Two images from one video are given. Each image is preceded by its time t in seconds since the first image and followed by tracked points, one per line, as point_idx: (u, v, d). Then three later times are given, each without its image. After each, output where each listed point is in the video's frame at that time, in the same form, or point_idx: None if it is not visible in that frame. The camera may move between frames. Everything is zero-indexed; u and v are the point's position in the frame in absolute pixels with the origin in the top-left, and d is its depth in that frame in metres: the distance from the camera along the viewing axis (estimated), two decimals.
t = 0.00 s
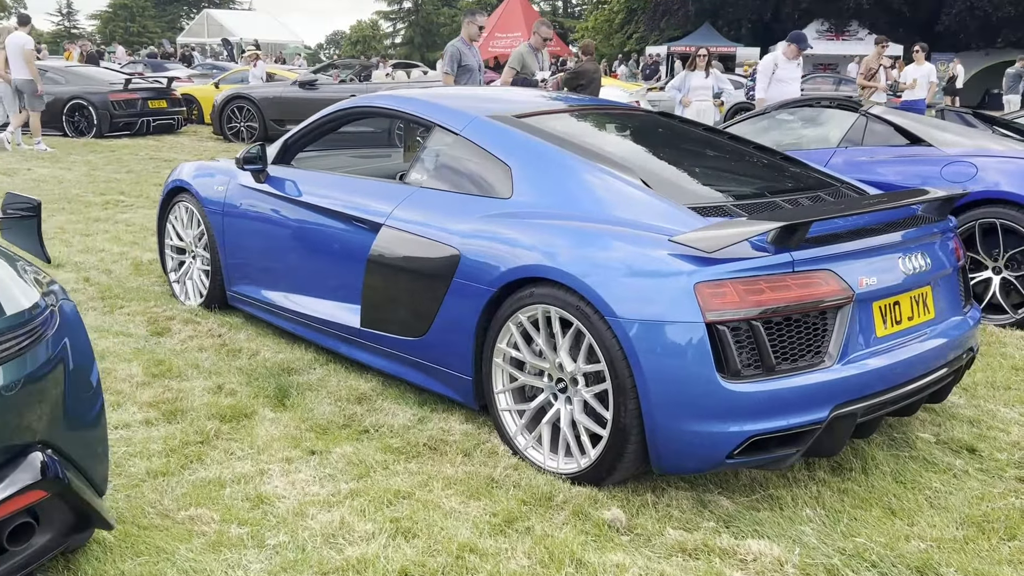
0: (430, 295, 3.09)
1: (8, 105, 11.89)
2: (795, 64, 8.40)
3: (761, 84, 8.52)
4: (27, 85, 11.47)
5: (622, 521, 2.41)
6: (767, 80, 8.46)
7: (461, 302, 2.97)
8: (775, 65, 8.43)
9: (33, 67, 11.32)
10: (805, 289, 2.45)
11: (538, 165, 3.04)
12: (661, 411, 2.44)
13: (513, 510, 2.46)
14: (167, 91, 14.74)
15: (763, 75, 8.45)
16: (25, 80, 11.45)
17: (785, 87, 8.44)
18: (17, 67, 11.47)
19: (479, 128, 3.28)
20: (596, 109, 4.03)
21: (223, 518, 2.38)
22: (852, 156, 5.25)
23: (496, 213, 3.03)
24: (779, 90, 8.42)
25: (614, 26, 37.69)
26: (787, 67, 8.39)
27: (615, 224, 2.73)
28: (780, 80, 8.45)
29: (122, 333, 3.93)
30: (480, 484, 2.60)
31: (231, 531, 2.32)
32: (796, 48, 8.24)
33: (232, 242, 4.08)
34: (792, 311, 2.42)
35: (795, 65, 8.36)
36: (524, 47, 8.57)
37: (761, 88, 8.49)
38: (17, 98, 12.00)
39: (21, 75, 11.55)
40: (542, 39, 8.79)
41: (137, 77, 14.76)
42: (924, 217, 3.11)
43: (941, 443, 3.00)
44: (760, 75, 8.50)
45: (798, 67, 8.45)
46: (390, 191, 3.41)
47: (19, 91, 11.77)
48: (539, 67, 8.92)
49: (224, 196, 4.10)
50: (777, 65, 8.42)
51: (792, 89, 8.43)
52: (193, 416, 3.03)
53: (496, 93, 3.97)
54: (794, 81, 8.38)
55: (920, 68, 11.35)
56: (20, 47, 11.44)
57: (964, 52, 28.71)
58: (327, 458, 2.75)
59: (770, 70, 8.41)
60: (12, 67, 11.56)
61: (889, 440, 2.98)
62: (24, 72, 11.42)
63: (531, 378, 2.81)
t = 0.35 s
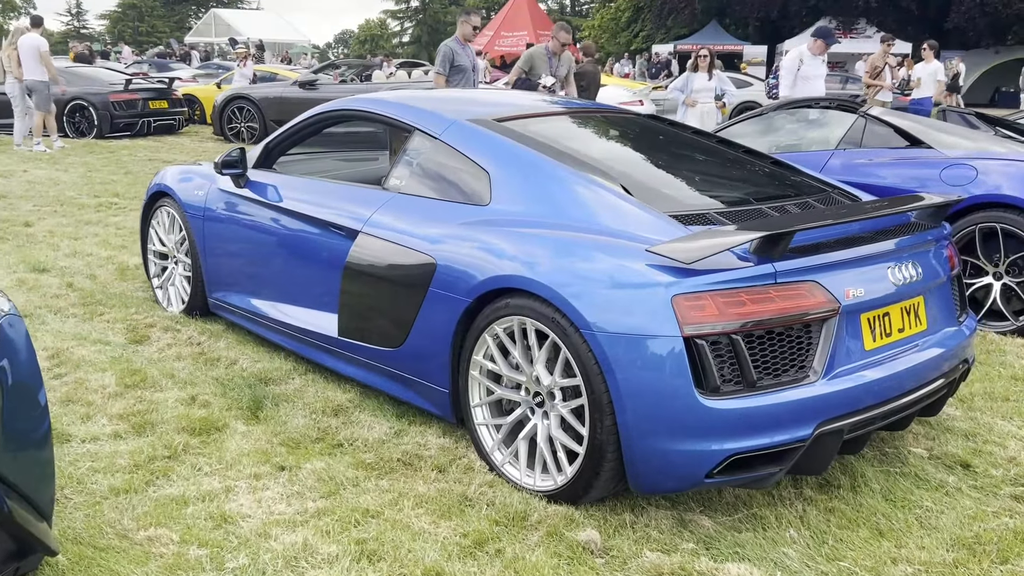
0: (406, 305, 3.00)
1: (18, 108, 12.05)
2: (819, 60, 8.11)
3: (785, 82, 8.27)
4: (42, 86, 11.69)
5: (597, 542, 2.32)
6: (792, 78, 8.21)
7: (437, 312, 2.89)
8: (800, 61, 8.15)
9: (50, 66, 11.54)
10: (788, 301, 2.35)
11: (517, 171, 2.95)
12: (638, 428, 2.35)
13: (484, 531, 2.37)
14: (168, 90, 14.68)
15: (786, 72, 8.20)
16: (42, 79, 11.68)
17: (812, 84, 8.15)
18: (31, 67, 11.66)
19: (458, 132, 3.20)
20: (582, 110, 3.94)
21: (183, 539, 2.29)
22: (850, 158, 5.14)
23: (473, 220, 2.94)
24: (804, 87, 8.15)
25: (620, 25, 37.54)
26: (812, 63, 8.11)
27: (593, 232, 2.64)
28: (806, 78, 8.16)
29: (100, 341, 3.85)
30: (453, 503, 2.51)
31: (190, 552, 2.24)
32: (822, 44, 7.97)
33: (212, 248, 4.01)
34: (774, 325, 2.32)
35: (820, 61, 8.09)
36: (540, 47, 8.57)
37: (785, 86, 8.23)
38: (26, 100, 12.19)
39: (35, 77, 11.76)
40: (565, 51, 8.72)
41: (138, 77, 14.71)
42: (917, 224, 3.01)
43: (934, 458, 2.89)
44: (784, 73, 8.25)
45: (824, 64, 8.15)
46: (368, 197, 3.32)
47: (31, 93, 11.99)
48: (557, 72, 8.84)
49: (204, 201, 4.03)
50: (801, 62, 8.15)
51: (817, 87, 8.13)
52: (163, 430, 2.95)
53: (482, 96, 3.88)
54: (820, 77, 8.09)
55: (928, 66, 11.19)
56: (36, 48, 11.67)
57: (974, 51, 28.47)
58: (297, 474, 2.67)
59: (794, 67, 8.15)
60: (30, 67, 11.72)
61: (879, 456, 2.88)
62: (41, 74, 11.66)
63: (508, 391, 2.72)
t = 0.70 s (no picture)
0: (388, 308, 2.93)
1: (28, 107, 12.09)
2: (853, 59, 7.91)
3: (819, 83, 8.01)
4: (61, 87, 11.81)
5: (576, 555, 2.25)
6: (828, 78, 7.96)
7: (418, 315, 2.82)
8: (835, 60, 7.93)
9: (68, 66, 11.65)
10: (774, 305, 2.27)
11: (500, 170, 2.88)
12: (619, 437, 2.28)
13: (460, 542, 2.30)
14: (174, 87, 14.63)
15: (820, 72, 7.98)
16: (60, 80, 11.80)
17: (847, 84, 7.92)
18: (51, 68, 11.79)
19: (442, 131, 3.13)
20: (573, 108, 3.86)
21: (150, 548, 2.24)
22: (852, 156, 5.05)
23: (455, 222, 2.87)
24: (840, 87, 7.91)
25: (630, 23, 37.39)
26: (847, 63, 7.90)
27: (576, 234, 2.57)
28: (841, 78, 7.95)
29: (85, 344, 3.80)
30: (430, 513, 2.44)
31: (157, 563, 2.18)
32: (858, 43, 7.77)
33: (199, 249, 3.95)
34: (759, 330, 2.24)
35: (855, 61, 7.88)
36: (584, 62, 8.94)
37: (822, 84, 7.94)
38: (40, 99, 12.29)
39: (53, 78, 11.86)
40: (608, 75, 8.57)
41: (144, 76, 14.69)
42: (914, 224, 2.92)
43: (931, 466, 2.81)
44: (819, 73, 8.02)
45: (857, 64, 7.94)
46: (351, 197, 3.26)
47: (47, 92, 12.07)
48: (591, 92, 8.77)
49: (191, 201, 3.97)
50: (836, 61, 7.93)
51: (853, 86, 7.91)
52: (140, 435, 2.89)
53: (471, 94, 3.81)
54: (856, 77, 7.87)
55: (942, 61, 11.04)
56: (54, 48, 11.78)
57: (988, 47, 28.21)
58: (273, 482, 2.61)
59: (830, 66, 7.92)
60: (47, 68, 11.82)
61: (874, 464, 2.79)
62: (59, 74, 11.80)
63: (489, 397, 2.65)
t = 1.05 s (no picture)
0: (363, 309, 2.86)
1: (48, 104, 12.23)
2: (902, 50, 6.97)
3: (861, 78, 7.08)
4: (81, 84, 11.94)
5: (544, 566, 2.17)
6: (869, 73, 7.03)
7: (391, 317, 2.74)
8: (878, 53, 6.99)
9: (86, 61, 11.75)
10: (752, 308, 2.18)
11: (477, 168, 2.80)
12: (589, 445, 2.20)
13: (426, 553, 2.23)
14: (181, 84, 14.62)
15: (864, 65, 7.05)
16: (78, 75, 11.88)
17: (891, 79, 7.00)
18: (69, 65, 11.89)
19: (420, 127, 3.05)
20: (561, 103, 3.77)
21: (106, 557, 2.17)
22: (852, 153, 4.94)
23: (430, 220, 2.79)
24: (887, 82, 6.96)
25: (643, 19, 37.17)
26: (891, 56, 6.97)
27: (550, 234, 2.49)
28: (885, 72, 6.99)
29: (65, 344, 3.75)
30: (398, 521, 2.37)
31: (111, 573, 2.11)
32: (903, 34, 6.89)
33: (181, 247, 3.90)
34: (735, 334, 2.16)
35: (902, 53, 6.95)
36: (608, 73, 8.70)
37: (861, 81, 7.05)
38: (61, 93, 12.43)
39: (70, 74, 11.97)
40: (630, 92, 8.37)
41: (150, 73, 14.64)
42: (906, 223, 2.82)
43: (921, 474, 2.71)
44: (859, 66, 7.07)
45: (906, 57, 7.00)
46: (329, 195, 3.19)
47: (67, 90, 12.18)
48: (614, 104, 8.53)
49: (173, 198, 3.92)
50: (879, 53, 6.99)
51: (900, 82, 6.96)
52: (109, 439, 2.83)
53: (457, 89, 3.72)
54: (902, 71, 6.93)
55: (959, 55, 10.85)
56: (70, 45, 11.81)
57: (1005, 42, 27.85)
58: (239, 488, 2.54)
59: (872, 60, 6.99)
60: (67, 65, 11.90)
61: (862, 472, 2.70)
62: (78, 71, 11.87)
63: (462, 401, 2.57)
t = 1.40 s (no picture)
0: (335, 312, 2.79)
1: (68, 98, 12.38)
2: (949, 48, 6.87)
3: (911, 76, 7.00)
4: (103, 81, 12.10)
5: None
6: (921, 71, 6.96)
7: (363, 320, 2.68)
8: (931, 50, 6.88)
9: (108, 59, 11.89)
10: (725, 315, 2.10)
11: (452, 167, 2.73)
12: (555, 455, 2.13)
13: (386, 565, 2.16)
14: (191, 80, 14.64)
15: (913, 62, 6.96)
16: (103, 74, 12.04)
17: (944, 77, 6.91)
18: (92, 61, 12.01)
19: (397, 125, 2.98)
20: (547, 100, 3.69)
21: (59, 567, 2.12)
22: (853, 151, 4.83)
23: (404, 221, 2.72)
24: (938, 80, 6.88)
25: (658, 14, 36.96)
26: (946, 52, 6.85)
27: (522, 237, 2.41)
28: (937, 70, 6.93)
29: (46, 344, 3.70)
30: (362, 532, 2.31)
31: None
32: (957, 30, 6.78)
33: (164, 246, 3.85)
34: (707, 342, 2.07)
35: (955, 50, 6.84)
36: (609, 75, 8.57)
37: (913, 80, 6.95)
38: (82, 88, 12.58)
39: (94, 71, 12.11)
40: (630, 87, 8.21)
41: (161, 69, 14.65)
42: (896, 225, 2.72)
43: (909, 486, 2.62)
44: (911, 63, 6.98)
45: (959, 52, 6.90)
46: (305, 195, 3.12)
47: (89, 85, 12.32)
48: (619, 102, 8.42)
49: (156, 197, 3.87)
50: (932, 51, 6.88)
51: (952, 79, 6.87)
52: (77, 442, 2.77)
53: (443, 86, 3.64)
54: (956, 69, 6.84)
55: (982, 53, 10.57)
56: (97, 42, 11.98)
57: None
58: (204, 495, 2.48)
59: (924, 58, 6.88)
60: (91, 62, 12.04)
61: (847, 483, 2.62)
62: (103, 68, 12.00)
63: (432, 408, 2.50)
